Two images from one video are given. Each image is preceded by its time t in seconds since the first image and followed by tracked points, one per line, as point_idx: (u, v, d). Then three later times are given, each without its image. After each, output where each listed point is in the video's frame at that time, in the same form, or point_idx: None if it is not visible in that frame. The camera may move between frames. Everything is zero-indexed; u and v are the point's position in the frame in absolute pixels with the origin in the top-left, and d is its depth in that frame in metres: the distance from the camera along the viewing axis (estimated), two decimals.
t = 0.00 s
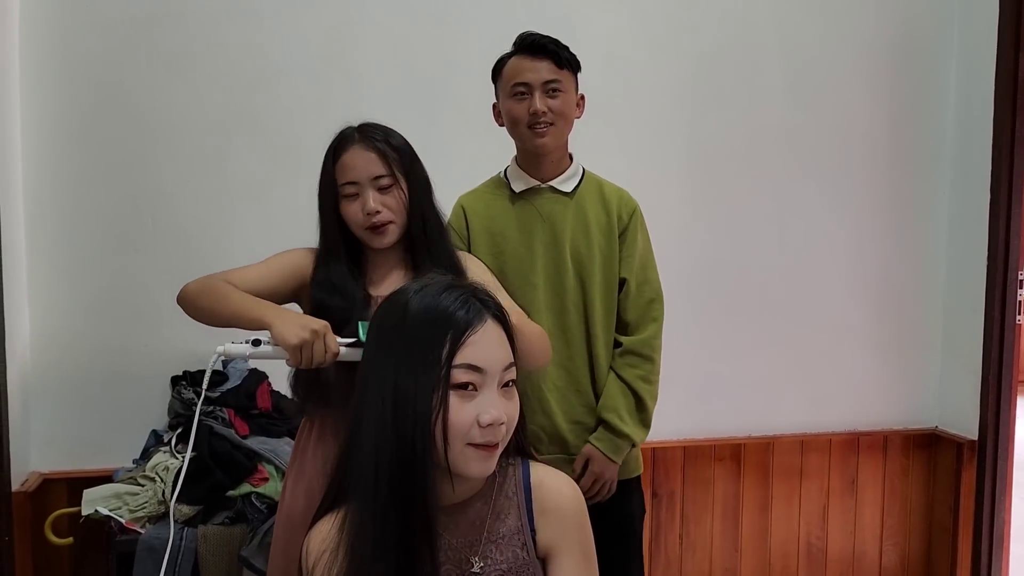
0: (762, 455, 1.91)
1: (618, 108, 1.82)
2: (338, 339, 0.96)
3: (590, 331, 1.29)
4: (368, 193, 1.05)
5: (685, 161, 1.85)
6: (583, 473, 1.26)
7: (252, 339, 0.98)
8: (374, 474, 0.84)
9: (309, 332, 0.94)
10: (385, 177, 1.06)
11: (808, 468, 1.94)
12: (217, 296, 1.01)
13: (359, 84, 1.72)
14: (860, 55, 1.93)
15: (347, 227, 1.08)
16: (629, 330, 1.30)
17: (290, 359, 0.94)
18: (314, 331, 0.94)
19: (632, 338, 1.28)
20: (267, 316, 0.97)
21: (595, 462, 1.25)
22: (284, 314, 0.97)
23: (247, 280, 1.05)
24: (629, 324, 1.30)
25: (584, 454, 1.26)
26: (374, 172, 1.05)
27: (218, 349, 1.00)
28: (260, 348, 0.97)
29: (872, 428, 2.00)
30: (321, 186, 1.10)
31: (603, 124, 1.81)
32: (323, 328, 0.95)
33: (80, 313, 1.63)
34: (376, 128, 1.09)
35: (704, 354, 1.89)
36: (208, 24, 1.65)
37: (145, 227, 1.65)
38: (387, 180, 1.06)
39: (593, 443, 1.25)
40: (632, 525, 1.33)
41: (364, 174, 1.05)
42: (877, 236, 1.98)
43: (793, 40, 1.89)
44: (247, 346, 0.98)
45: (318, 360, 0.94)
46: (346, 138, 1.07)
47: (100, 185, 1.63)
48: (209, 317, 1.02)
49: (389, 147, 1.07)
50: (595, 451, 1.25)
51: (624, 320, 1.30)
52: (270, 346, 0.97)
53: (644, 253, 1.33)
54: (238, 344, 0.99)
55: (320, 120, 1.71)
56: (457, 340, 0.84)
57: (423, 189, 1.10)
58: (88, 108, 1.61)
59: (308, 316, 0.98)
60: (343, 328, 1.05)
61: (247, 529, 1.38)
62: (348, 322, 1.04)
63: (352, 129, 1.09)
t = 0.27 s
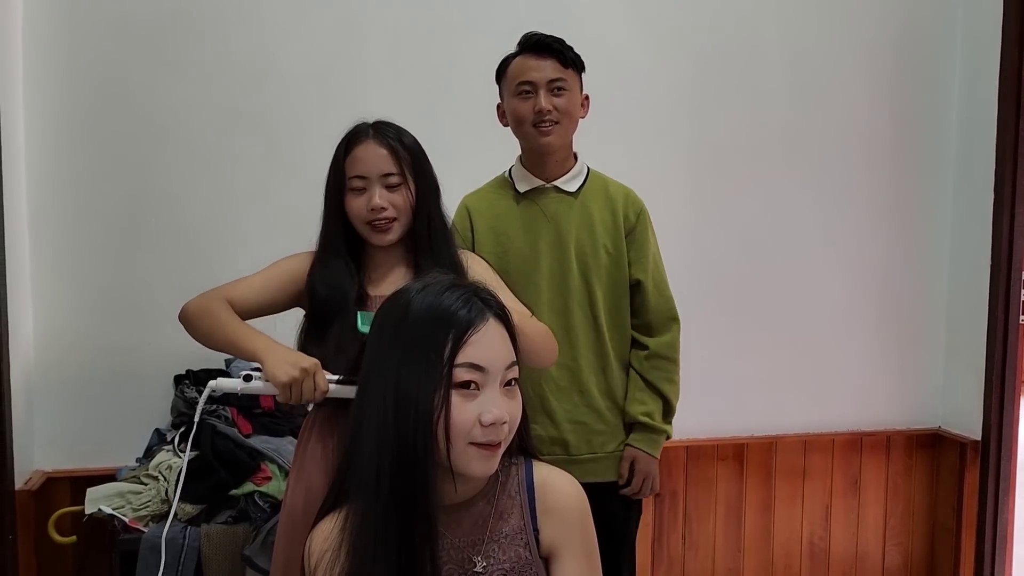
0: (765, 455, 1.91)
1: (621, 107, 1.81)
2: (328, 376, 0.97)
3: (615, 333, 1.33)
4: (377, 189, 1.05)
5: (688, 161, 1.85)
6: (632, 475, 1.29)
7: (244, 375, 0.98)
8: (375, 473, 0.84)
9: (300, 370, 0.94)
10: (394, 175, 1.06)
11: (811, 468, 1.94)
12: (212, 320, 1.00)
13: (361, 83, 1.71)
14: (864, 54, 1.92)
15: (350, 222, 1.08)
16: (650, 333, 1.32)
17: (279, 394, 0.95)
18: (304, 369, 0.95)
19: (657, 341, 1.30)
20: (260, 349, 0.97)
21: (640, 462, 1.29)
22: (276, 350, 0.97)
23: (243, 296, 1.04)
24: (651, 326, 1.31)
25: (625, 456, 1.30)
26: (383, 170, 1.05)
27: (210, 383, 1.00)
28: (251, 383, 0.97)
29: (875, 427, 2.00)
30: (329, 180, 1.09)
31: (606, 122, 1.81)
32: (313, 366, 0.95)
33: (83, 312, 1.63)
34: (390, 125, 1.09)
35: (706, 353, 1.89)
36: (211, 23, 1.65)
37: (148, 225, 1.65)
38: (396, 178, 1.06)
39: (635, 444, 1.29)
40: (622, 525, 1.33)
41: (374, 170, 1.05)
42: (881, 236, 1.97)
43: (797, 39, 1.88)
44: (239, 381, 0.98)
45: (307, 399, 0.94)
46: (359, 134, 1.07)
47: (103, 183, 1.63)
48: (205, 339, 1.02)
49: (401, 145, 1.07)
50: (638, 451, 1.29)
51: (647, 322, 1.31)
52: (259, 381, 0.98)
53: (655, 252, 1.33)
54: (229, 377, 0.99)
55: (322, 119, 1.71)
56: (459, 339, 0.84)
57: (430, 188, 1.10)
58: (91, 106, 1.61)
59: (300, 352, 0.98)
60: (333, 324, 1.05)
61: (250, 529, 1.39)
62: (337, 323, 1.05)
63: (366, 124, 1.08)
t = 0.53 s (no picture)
0: (768, 455, 1.90)
1: (624, 106, 1.81)
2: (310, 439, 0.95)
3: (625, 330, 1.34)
4: (385, 183, 1.06)
5: (691, 159, 1.85)
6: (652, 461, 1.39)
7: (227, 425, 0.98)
8: (379, 473, 0.84)
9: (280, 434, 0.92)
10: (404, 171, 1.06)
11: (814, 467, 1.94)
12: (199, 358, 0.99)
13: (364, 82, 1.72)
14: (867, 53, 1.92)
15: (353, 211, 1.08)
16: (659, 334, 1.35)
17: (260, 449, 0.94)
18: (285, 434, 0.92)
19: (667, 341, 1.35)
20: (245, 402, 0.96)
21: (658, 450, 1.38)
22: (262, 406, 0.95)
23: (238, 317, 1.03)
24: (659, 328, 1.34)
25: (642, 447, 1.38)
26: (394, 164, 1.06)
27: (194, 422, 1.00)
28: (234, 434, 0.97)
29: (879, 427, 2.00)
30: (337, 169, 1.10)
31: (610, 121, 1.81)
32: (296, 430, 0.93)
33: (87, 311, 1.63)
34: (403, 124, 1.10)
35: (710, 352, 1.89)
36: (215, 22, 1.65)
37: (152, 224, 1.65)
38: (406, 175, 1.07)
39: (650, 435, 1.37)
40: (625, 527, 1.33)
41: (385, 163, 1.05)
42: (884, 235, 1.97)
43: (801, 38, 1.88)
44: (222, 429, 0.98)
45: (284, 461, 0.93)
46: (372, 129, 1.08)
47: (106, 182, 1.63)
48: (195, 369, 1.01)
49: (414, 142, 1.08)
50: (656, 442, 1.38)
51: (655, 325, 1.35)
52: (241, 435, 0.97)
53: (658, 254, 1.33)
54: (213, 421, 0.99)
55: (326, 117, 1.71)
56: (463, 340, 0.84)
57: (439, 190, 1.10)
58: (95, 105, 1.61)
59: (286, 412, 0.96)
60: (332, 314, 1.06)
61: (253, 527, 1.40)
62: (339, 315, 1.05)
63: (382, 120, 1.09)
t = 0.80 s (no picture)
0: (770, 453, 1.90)
1: (628, 104, 1.81)
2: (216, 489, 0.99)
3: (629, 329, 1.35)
4: (395, 185, 1.06)
5: (694, 157, 1.85)
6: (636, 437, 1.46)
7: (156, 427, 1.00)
8: (385, 474, 0.84)
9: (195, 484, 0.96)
10: (415, 175, 1.07)
11: (817, 466, 1.94)
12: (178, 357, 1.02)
13: (367, 80, 1.72)
14: (871, 51, 1.92)
15: (358, 209, 1.08)
16: (658, 330, 1.37)
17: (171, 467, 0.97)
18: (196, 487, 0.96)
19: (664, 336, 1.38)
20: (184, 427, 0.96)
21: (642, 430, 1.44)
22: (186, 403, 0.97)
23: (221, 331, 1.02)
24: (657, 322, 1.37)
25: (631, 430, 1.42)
26: (406, 167, 1.06)
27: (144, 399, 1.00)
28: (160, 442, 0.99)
29: (881, 425, 2.00)
30: (347, 160, 1.09)
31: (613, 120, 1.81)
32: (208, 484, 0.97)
33: (91, 308, 1.64)
34: (414, 124, 1.10)
35: (712, 351, 1.89)
36: (218, 20, 1.65)
37: (156, 221, 1.65)
38: (416, 178, 1.07)
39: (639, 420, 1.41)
40: (634, 526, 1.35)
41: (396, 165, 1.06)
42: (887, 234, 1.97)
43: (804, 36, 1.88)
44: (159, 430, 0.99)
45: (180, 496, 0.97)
46: (386, 129, 1.07)
47: (110, 180, 1.63)
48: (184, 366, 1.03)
49: (425, 144, 1.08)
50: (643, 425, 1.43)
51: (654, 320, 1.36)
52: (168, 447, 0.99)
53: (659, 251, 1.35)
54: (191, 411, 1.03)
55: (329, 115, 1.71)
56: (470, 342, 0.84)
57: (447, 196, 1.11)
58: (99, 103, 1.61)
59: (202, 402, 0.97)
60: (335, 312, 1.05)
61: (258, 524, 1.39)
62: (343, 310, 1.04)
63: (394, 118, 1.09)
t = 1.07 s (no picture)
0: (772, 451, 1.90)
1: (629, 102, 1.81)
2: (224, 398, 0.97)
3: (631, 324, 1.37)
4: (397, 181, 1.06)
5: (696, 155, 1.85)
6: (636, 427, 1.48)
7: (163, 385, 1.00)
8: (390, 472, 0.85)
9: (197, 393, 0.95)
10: (417, 172, 1.07)
11: (818, 464, 1.94)
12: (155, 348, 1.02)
13: (369, 78, 1.72)
14: (873, 49, 1.91)
15: (359, 203, 1.08)
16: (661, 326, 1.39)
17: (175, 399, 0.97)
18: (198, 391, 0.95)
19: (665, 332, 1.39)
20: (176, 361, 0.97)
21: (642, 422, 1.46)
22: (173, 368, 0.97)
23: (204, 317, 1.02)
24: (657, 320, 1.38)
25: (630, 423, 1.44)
26: (409, 163, 1.06)
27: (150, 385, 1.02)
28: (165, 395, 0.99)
29: (883, 424, 2.00)
30: (348, 151, 1.09)
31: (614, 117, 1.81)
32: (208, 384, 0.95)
33: (93, 305, 1.64)
34: (415, 121, 1.10)
35: (714, 349, 1.89)
36: (220, 17, 1.65)
37: (158, 218, 1.65)
38: (417, 175, 1.07)
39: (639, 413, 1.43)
40: (638, 525, 1.35)
41: (401, 162, 1.06)
42: (889, 231, 1.97)
43: (806, 34, 1.88)
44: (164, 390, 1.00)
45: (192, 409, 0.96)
46: (391, 123, 1.07)
47: (112, 177, 1.63)
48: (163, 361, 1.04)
49: (428, 142, 1.08)
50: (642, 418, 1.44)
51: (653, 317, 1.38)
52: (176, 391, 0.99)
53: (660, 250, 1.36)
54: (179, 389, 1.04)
55: (330, 113, 1.71)
56: (479, 343, 0.84)
57: (445, 192, 1.11)
58: (102, 99, 1.61)
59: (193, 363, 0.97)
60: (338, 307, 1.06)
61: (259, 521, 1.40)
62: (347, 303, 1.06)
63: (394, 114, 1.09)
